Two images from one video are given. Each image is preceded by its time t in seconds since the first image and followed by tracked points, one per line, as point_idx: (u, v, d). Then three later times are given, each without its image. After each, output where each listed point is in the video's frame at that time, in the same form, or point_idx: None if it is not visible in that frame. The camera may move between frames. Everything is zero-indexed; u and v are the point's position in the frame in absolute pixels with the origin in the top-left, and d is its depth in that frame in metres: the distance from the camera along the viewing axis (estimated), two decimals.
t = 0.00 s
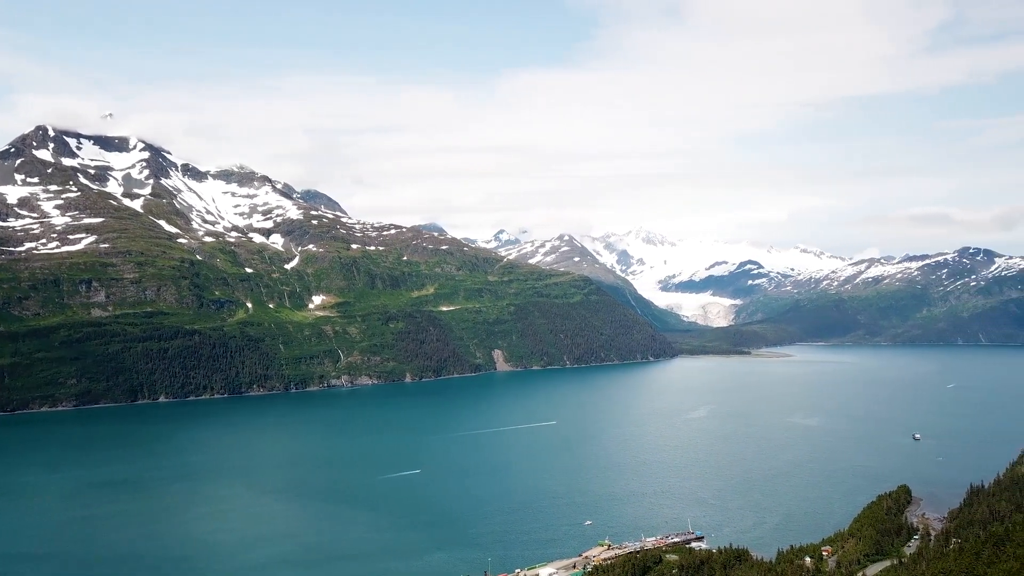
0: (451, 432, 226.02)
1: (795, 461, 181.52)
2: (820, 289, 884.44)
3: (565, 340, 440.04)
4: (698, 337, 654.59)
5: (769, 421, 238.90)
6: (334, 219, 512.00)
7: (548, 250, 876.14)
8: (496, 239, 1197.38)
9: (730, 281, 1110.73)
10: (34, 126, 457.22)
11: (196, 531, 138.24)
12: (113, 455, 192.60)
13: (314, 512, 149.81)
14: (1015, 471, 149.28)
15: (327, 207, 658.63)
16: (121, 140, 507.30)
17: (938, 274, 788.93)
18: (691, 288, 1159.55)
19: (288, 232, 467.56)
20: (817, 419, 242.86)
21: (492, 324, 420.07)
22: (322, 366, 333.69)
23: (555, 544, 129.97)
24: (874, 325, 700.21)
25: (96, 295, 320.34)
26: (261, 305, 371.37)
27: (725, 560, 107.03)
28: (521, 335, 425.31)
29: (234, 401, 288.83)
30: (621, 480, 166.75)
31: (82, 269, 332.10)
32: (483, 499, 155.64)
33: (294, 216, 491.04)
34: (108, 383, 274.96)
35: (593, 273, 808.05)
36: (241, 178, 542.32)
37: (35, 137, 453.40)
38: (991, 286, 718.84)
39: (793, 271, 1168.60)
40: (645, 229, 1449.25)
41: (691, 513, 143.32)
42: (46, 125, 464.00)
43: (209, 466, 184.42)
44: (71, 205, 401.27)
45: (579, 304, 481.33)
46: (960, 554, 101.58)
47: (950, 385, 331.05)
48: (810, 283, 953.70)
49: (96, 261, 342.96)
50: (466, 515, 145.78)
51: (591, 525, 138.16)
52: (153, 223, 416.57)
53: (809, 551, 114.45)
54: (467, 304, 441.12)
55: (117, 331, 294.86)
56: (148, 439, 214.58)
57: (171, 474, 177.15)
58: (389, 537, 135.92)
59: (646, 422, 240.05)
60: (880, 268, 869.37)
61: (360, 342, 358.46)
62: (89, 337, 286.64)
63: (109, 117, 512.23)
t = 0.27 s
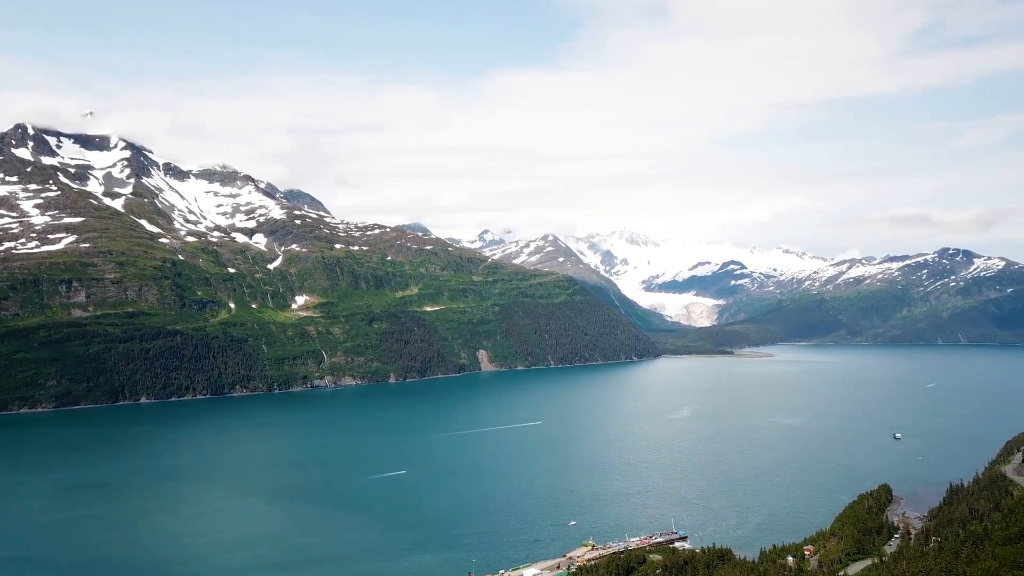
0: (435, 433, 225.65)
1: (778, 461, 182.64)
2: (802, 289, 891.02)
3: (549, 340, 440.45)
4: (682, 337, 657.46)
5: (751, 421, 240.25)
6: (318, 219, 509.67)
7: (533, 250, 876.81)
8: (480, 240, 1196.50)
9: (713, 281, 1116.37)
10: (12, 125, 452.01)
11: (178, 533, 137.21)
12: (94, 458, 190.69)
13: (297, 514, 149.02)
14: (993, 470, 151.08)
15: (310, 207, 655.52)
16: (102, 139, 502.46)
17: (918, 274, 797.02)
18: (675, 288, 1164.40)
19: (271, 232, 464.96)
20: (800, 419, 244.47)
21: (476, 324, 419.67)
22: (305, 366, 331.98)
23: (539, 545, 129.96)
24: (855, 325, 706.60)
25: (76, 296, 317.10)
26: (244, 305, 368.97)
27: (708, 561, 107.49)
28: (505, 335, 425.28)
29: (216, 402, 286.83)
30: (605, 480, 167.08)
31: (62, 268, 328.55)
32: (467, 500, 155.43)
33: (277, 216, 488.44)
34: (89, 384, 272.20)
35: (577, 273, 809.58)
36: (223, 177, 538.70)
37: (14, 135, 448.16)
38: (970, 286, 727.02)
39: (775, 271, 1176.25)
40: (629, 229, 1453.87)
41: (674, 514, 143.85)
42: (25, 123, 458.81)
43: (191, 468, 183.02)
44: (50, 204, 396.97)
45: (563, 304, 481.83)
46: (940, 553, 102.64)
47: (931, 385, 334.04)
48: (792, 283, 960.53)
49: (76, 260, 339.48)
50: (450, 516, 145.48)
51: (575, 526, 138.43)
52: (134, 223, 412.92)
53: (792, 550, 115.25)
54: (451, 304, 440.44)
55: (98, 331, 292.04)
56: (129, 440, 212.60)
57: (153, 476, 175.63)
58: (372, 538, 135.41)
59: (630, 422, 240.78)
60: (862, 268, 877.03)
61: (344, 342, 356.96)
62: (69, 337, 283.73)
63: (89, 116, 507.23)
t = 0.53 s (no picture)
0: (429, 433, 225.50)
1: (772, 461, 182.90)
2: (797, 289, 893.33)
3: (544, 340, 440.60)
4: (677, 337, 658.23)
5: (745, 421, 240.59)
6: (312, 219, 508.76)
7: (528, 250, 876.96)
8: (475, 240, 1195.90)
9: (707, 281, 1118.29)
10: (6, 124, 450.38)
11: (172, 534, 136.75)
12: (88, 458, 190.05)
13: (292, 515, 148.58)
14: (987, 470, 151.70)
15: (305, 207, 654.64)
16: (96, 138, 500.76)
17: (912, 275, 799.76)
18: (670, 288, 1165.84)
19: (266, 232, 464.10)
20: (794, 419, 244.86)
21: (471, 324, 419.51)
22: (300, 367, 331.36)
23: (534, 546, 129.75)
24: (850, 325, 708.87)
25: (70, 296, 316.04)
26: (238, 305, 368.11)
27: (704, 561, 107.55)
28: (500, 335, 425.35)
29: (211, 403, 286.10)
30: (600, 481, 167.09)
31: (55, 269, 327.30)
32: (462, 500, 155.18)
33: (272, 216, 487.45)
34: (83, 385, 271.12)
35: (572, 274, 810.05)
36: (218, 177, 537.50)
37: (7, 135, 446.45)
38: (963, 286, 729.88)
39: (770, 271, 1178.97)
40: (624, 229, 1455.42)
41: (669, 514, 143.80)
42: (18, 123, 456.99)
43: (184, 469, 182.61)
44: (44, 204, 395.68)
45: (559, 305, 481.89)
46: (935, 554, 102.97)
47: (925, 385, 334.95)
48: (787, 283, 962.61)
49: (70, 260, 338.35)
50: (445, 517, 145.16)
51: (570, 526, 138.54)
52: (128, 223, 411.74)
53: (787, 551, 115.42)
54: (446, 304, 440.24)
55: (92, 331, 291.26)
56: (123, 441, 211.98)
57: (147, 477, 175.07)
58: (366, 539, 135.12)
59: (624, 422, 240.87)
60: (856, 268, 879.49)
61: (339, 343, 356.33)
62: (63, 338, 282.65)
63: (83, 115, 505.85)
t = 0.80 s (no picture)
0: (425, 434, 225.43)
1: (768, 462, 183.17)
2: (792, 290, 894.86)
3: (540, 341, 440.70)
4: (673, 337, 658.60)
5: (741, 421, 240.85)
6: (309, 219, 508.12)
7: (524, 251, 876.56)
8: (472, 241, 1195.38)
9: (703, 281, 1119.21)
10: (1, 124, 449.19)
11: (168, 535, 136.42)
12: (83, 459, 189.67)
13: (288, 516, 148.48)
14: (982, 471, 152.20)
15: (301, 208, 653.70)
16: (91, 139, 499.64)
17: (908, 275, 801.61)
18: (666, 288, 1166.67)
19: (262, 233, 463.41)
20: (789, 419, 245.24)
21: (467, 325, 419.42)
22: (296, 367, 331.04)
23: (531, 547, 129.74)
24: (845, 325, 710.30)
25: (66, 296, 315.23)
26: (234, 306, 367.56)
27: (700, 562, 107.76)
28: (496, 336, 425.45)
29: (207, 403, 285.60)
30: (597, 481, 167.26)
31: (51, 269, 326.39)
32: (458, 501, 155.18)
33: (268, 216, 486.77)
34: (78, 385, 270.41)
35: (568, 274, 810.32)
36: (214, 178, 536.60)
37: (2, 135, 445.33)
38: (959, 286, 731.69)
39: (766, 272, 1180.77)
40: (620, 230, 1456.05)
41: (666, 515, 143.90)
42: (13, 123, 455.86)
43: (180, 470, 182.25)
44: (39, 204, 394.77)
45: (555, 305, 481.95)
46: (930, 554, 103.27)
47: (920, 385, 335.63)
48: (783, 284, 963.84)
49: (65, 261, 337.49)
50: (442, 517, 145.12)
51: (567, 526, 138.72)
52: (124, 223, 410.94)
53: (783, 552, 115.70)
54: (442, 305, 440.01)
55: (88, 332, 290.65)
56: (118, 442, 211.50)
57: (143, 478, 174.73)
58: (362, 540, 135.03)
59: (620, 423, 241.06)
60: (852, 268, 881.03)
61: (335, 343, 355.96)
62: (59, 339, 281.78)
63: (78, 116, 504.71)
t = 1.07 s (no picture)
0: (422, 434, 225.40)
1: (764, 462, 183.42)
2: (789, 290, 896.05)
3: (537, 341, 440.77)
4: (670, 338, 658.76)
5: (738, 422, 241.05)
6: (306, 219, 507.53)
7: (521, 251, 876.20)
8: (469, 241, 1194.85)
9: (701, 282, 1119.82)
10: None
11: (164, 536, 136.15)
12: (79, 460, 189.29)
13: (285, 517, 148.34)
14: (978, 471, 152.58)
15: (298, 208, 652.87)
16: (88, 139, 498.76)
17: (904, 275, 803.15)
18: (663, 288, 1167.06)
19: (259, 233, 462.76)
20: (786, 419, 245.44)
21: (464, 325, 419.28)
22: (293, 368, 330.75)
23: (528, 548, 129.74)
24: (842, 325, 711.64)
25: (62, 297, 314.61)
26: (231, 306, 367.07)
27: (696, 562, 107.92)
28: (494, 336, 425.40)
29: (203, 404, 285.13)
30: (594, 482, 167.36)
31: (47, 269, 325.74)
32: (456, 502, 155.13)
33: (265, 217, 486.15)
34: (75, 386, 269.85)
35: (565, 274, 810.43)
36: (210, 178, 535.84)
37: None
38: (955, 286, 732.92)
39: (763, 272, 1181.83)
40: (617, 230, 1456.38)
41: (663, 515, 143.98)
42: (9, 123, 454.89)
43: (177, 471, 181.98)
44: (36, 204, 394.09)
45: (552, 306, 481.88)
46: (927, 554, 103.56)
47: (916, 385, 336.06)
48: (780, 284, 964.64)
49: (62, 261, 336.87)
50: (439, 518, 145.09)
51: (565, 527, 138.79)
52: (121, 223, 410.31)
53: (780, 552, 115.95)
54: (439, 305, 439.70)
55: (84, 333, 290.18)
56: (115, 443, 211.14)
57: (140, 479, 174.44)
58: (360, 541, 134.94)
59: (616, 423, 241.22)
60: (849, 269, 882.12)
61: (332, 344, 355.57)
62: (55, 340, 281.14)
63: (75, 116, 503.71)
